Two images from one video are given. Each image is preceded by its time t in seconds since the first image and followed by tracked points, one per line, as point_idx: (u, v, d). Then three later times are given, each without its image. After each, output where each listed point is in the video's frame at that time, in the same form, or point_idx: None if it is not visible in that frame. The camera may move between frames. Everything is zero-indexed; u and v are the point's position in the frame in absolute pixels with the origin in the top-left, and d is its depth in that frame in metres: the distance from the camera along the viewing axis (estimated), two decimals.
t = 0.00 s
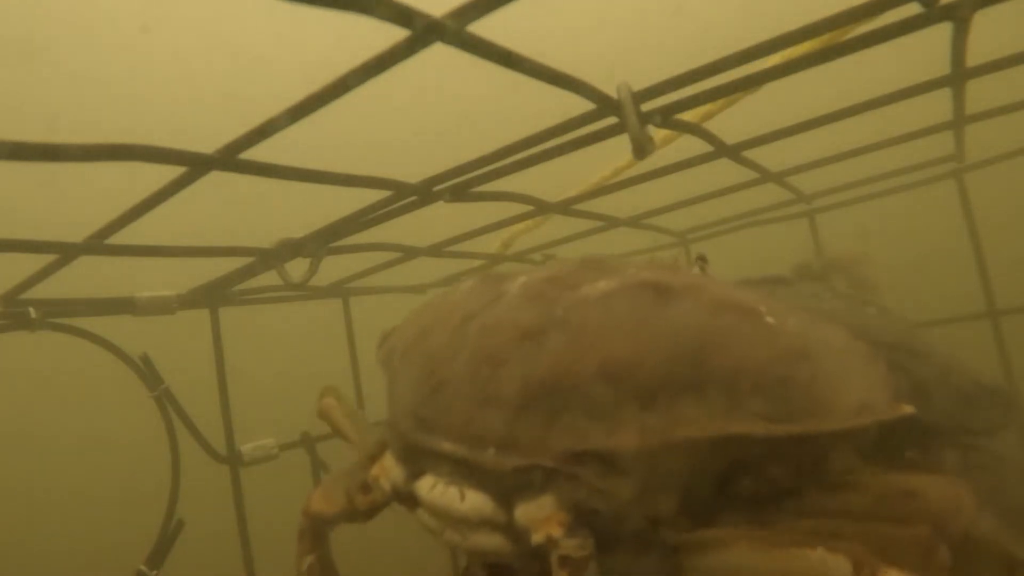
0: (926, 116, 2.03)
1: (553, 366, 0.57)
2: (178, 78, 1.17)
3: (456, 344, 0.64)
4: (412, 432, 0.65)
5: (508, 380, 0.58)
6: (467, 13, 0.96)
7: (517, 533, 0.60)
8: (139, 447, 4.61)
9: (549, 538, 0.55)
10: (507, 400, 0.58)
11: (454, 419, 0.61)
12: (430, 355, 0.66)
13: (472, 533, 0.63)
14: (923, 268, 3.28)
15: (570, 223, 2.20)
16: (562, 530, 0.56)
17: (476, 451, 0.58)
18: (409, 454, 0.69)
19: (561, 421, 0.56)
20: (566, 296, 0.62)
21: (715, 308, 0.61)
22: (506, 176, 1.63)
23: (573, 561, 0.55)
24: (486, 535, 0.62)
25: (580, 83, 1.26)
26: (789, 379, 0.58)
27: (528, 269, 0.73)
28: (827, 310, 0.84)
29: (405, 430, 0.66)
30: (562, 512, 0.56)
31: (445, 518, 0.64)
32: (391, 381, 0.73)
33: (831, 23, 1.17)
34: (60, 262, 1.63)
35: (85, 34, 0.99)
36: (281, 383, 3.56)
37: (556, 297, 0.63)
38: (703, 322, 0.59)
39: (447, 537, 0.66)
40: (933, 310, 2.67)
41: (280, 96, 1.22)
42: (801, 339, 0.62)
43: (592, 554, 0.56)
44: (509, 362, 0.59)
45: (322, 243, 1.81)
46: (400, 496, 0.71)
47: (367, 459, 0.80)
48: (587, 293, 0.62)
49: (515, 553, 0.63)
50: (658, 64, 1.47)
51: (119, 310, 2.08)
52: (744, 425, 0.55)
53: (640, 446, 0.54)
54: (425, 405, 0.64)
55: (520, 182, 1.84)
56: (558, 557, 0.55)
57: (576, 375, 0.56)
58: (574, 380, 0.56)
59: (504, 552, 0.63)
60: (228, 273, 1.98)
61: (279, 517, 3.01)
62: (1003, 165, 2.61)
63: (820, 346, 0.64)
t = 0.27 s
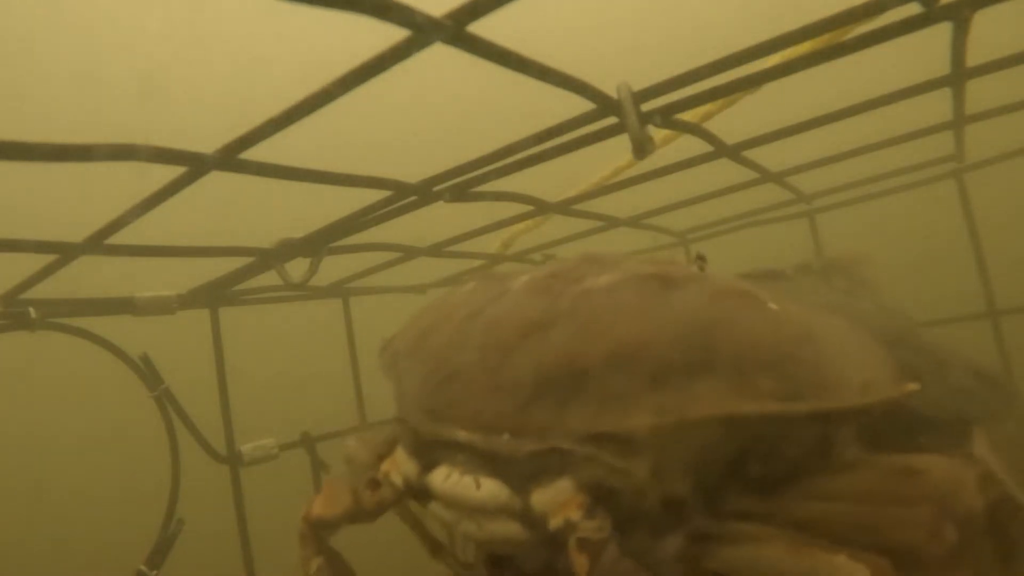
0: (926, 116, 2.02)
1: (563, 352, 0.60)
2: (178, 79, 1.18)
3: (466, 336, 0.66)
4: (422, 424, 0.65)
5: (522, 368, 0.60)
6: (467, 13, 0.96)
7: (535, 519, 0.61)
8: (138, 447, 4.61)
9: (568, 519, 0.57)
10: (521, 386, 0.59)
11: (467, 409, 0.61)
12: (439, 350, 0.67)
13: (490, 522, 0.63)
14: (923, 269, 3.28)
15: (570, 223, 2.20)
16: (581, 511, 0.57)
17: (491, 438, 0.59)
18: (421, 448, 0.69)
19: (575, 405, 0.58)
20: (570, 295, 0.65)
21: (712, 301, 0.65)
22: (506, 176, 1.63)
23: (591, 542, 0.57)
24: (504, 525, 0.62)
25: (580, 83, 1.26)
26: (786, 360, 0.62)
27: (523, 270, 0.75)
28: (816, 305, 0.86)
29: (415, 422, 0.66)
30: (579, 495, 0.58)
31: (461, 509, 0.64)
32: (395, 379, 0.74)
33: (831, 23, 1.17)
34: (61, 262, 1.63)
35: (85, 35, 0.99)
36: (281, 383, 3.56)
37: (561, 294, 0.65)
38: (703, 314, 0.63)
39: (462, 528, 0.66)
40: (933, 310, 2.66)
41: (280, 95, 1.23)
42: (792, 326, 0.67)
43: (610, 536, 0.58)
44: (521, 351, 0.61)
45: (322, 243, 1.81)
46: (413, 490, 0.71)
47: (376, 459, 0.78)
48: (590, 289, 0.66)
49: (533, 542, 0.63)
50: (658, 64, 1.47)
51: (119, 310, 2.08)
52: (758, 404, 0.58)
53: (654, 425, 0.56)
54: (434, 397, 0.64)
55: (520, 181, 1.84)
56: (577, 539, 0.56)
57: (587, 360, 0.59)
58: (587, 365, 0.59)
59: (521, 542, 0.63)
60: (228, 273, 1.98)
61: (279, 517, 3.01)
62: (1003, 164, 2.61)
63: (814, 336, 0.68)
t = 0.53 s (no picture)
0: (925, 116, 2.02)
1: (578, 356, 0.51)
2: (178, 78, 1.17)
3: (470, 340, 0.58)
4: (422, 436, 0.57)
5: (531, 373, 0.52)
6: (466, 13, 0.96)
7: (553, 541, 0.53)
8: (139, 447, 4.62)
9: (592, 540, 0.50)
10: (534, 395, 0.51)
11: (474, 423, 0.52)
12: (438, 354, 0.60)
13: (505, 544, 0.54)
14: (923, 269, 3.28)
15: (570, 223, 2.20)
16: (607, 530, 0.50)
17: (505, 456, 0.50)
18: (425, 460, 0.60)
19: (597, 415, 0.49)
20: (581, 294, 0.58)
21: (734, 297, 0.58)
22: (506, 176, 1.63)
23: (616, 563, 0.49)
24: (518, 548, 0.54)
25: (580, 82, 1.25)
26: (820, 359, 0.54)
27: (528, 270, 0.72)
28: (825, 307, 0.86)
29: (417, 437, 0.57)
30: (605, 511, 0.50)
31: (475, 531, 0.55)
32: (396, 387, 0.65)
33: (832, 23, 1.17)
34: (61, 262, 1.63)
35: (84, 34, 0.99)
36: (281, 384, 3.56)
37: (572, 295, 0.58)
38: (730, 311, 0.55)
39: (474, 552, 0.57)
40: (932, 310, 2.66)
41: (281, 95, 1.22)
42: (802, 323, 0.60)
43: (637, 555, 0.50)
44: (532, 355, 0.53)
45: (322, 244, 1.81)
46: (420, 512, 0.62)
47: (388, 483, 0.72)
48: (605, 286, 0.58)
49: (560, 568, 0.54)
50: (658, 64, 1.47)
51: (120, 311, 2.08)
52: (785, 408, 0.50)
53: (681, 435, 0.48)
54: (437, 407, 0.56)
55: (520, 181, 1.84)
56: (601, 558, 0.49)
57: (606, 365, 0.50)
58: (604, 369, 0.50)
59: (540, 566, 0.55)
60: (228, 273, 1.98)
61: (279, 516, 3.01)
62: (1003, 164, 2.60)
63: (831, 334, 0.62)
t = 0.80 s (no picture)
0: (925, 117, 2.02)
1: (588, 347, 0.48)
2: (177, 79, 1.17)
3: (476, 333, 0.54)
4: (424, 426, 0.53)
5: (539, 362, 0.49)
6: (466, 13, 0.96)
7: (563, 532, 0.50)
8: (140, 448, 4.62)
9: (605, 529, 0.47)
10: (542, 387, 0.47)
11: (478, 416, 0.49)
12: (443, 344, 0.57)
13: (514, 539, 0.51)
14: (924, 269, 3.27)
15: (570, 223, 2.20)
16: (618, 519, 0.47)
17: (515, 447, 0.47)
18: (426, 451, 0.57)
19: (607, 404, 0.46)
20: (590, 288, 0.55)
21: (743, 286, 0.55)
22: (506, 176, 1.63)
23: (629, 552, 0.47)
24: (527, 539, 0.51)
25: (580, 83, 1.25)
26: (838, 348, 0.51)
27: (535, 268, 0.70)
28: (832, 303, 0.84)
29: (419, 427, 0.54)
30: (616, 499, 0.48)
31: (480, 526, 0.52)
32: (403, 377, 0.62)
33: (832, 23, 1.17)
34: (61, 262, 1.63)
35: (84, 32, 0.99)
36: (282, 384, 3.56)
37: (580, 291, 0.54)
38: (749, 300, 0.52)
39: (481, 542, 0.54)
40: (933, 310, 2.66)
41: (281, 94, 1.22)
42: (814, 313, 0.55)
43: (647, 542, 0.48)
44: (539, 348, 0.49)
45: (322, 244, 1.81)
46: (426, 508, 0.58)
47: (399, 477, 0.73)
48: (617, 281, 0.55)
49: (571, 552, 0.51)
50: (658, 64, 1.47)
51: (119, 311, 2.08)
52: (791, 396, 0.47)
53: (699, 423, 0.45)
54: (441, 397, 0.52)
55: (520, 181, 1.84)
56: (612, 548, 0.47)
57: (615, 356, 0.48)
58: (613, 359, 0.47)
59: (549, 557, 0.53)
60: (228, 274, 1.98)
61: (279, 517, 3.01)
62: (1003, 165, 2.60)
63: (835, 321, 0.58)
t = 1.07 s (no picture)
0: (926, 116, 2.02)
1: (608, 378, 0.63)
2: (177, 79, 1.17)
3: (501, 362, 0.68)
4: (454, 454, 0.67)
5: (564, 398, 0.63)
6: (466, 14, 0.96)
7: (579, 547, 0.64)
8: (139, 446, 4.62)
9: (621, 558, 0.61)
10: (570, 411, 0.63)
11: (503, 439, 0.64)
12: (464, 375, 0.70)
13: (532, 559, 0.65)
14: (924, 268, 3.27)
15: (570, 223, 2.19)
16: (639, 552, 0.61)
17: (540, 473, 0.62)
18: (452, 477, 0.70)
19: (631, 433, 0.61)
20: (603, 302, 0.71)
21: (750, 314, 0.69)
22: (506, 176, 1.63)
23: None
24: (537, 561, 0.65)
25: (580, 83, 1.25)
26: (830, 375, 0.65)
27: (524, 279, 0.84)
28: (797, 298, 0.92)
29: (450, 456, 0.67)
30: (636, 531, 0.61)
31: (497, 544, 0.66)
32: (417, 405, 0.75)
33: (832, 23, 1.17)
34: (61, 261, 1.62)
35: (84, 32, 0.98)
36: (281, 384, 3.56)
37: (595, 306, 0.71)
38: (734, 331, 0.66)
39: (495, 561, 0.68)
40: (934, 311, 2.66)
41: (281, 95, 1.21)
42: (836, 333, 0.71)
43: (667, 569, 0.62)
44: (562, 376, 0.64)
45: (322, 244, 1.81)
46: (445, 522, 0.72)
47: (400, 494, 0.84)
48: (610, 306, 0.71)
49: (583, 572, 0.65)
50: (658, 64, 1.47)
51: (119, 311, 2.07)
52: (800, 429, 0.62)
53: (705, 452, 0.60)
54: (470, 424, 0.67)
55: (520, 181, 1.83)
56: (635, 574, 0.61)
57: (636, 387, 0.63)
58: (638, 389, 0.63)
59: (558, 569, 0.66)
60: (228, 274, 1.98)
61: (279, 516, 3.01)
62: (1003, 165, 2.60)
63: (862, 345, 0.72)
